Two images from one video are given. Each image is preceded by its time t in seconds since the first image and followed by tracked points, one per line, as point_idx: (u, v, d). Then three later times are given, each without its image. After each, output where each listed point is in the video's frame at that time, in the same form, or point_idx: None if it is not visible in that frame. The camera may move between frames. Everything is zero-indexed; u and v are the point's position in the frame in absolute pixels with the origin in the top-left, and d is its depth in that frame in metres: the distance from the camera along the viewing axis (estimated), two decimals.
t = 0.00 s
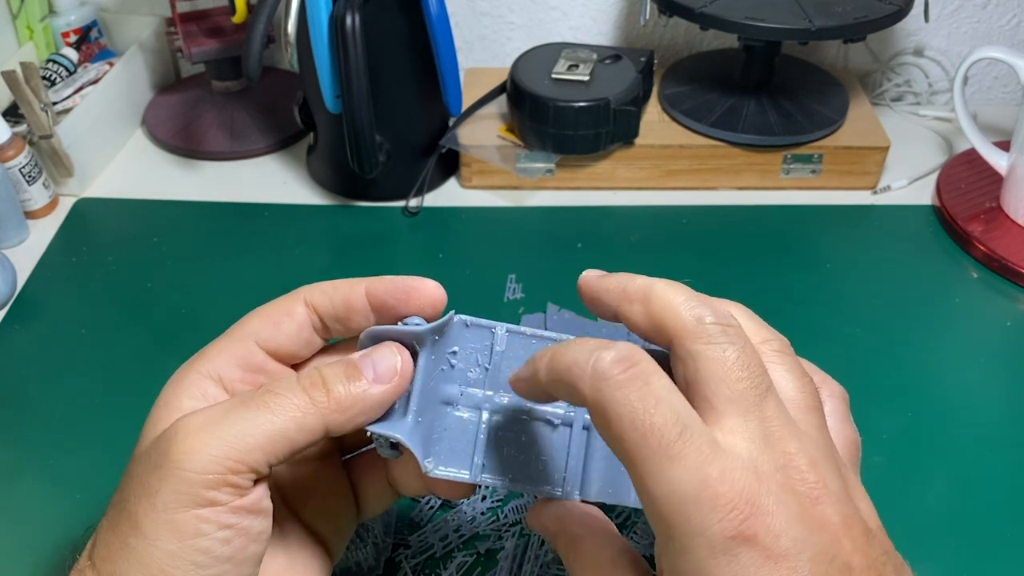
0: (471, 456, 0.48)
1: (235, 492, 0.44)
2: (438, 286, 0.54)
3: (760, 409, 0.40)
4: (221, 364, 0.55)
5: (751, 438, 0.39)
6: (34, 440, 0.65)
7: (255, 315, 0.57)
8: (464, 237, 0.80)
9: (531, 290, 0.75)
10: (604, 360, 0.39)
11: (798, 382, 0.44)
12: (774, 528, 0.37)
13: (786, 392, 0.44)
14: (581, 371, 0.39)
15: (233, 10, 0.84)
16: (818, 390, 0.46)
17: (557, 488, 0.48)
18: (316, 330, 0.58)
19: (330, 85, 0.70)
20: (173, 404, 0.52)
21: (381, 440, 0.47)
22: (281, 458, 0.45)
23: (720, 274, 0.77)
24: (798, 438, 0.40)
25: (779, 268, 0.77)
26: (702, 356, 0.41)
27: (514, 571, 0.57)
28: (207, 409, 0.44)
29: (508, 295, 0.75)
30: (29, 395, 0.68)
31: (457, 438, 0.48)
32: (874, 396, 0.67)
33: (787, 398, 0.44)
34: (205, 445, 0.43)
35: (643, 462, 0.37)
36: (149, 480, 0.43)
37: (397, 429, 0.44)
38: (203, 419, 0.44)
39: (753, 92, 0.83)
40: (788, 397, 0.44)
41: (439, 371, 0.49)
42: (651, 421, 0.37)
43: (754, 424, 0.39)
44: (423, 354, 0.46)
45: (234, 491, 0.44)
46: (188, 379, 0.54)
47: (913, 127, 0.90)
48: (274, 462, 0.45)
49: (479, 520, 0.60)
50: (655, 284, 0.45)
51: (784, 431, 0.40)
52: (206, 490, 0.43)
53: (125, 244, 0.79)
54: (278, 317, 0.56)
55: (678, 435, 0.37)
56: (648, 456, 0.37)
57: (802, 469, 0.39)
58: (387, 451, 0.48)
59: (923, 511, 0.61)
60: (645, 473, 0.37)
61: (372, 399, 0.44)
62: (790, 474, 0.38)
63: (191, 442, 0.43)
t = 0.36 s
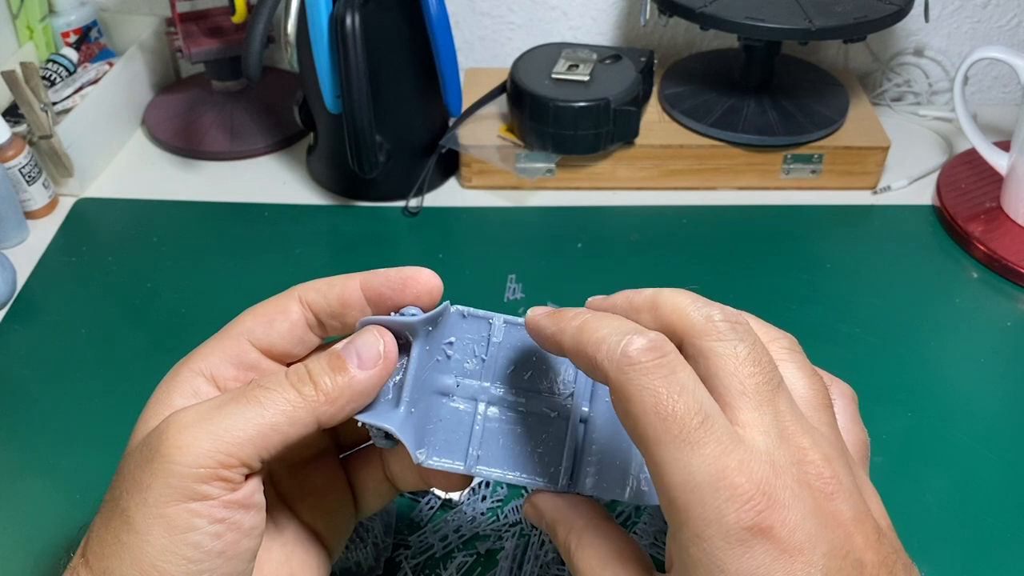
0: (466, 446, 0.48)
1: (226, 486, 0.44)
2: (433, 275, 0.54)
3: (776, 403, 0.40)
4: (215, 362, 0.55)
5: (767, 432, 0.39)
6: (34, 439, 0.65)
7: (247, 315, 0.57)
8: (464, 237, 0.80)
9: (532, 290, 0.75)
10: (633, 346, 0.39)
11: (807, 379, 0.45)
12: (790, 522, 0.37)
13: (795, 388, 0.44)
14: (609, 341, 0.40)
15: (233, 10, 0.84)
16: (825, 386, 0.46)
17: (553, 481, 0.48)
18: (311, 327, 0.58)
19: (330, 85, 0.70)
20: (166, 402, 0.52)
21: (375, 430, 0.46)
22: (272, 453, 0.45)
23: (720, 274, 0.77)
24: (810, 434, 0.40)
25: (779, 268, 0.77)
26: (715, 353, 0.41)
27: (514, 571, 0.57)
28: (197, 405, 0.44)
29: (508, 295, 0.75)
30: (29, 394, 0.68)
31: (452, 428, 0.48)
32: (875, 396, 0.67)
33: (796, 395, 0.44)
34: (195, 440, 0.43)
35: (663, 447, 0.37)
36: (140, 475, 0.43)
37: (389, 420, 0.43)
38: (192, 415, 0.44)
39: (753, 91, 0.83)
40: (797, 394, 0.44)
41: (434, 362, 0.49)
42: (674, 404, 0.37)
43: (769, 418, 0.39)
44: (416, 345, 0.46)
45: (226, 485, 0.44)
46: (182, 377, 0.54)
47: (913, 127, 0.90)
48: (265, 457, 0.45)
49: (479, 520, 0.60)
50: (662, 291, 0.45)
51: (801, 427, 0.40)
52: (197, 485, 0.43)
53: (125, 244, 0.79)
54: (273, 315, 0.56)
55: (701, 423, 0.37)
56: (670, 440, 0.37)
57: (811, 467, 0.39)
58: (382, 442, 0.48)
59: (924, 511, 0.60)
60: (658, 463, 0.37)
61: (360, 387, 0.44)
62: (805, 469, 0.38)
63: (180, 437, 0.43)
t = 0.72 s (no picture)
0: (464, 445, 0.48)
1: (224, 484, 0.44)
2: (429, 275, 0.55)
3: (769, 408, 0.40)
4: (214, 363, 0.55)
5: (756, 437, 0.39)
6: (34, 439, 0.65)
7: (245, 314, 0.57)
8: (464, 237, 0.80)
9: (532, 290, 0.75)
10: (597, 372, 0.39)
11: (806, 381, 0.45)
12: (785, 528, 0.36)
13: (794, 390, 0.44)
14: (572, 377, 0.39)
15: (233, 9, 0.84)
16: (824, 387, 0.46)
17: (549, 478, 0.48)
18: (308, 327, 0.58)
19: (330, 85, 0.70)
20: (163, 403, 0.52)
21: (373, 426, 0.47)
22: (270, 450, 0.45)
23: (720, 274, 0.77)
24: (806, 436, 0.40)
25: (779, 268, 0.77)
26: (712, 354, 0.41)
27: (514, 571, 0.57)
28: (193, 403, 0.44)
29: (508, 295, 0.75)
30: (30, 394, 0.68)
31: (449, 427, 0.48)
32: (874, 396, 0.67)
33: (795, 397, 0.44)
34: (192, 438, 0.43)
35: (643, 463, 0.37)
36: (138, 474, 0.43)
37: (384, 414, 0.44)
38: (190, 413, 0.44)
39: (753, 91, 0.83)
40: (796, 397, 0.44)
41: (431, 359, 0.49)
42: (648, 425, 0.37)
43: (761, 424, 0.39)
44: (413, 341, 0.46)
45: (223, 482, 0.44)
46: (181, 376, 0.54)
47: (912, 127, 0.90)
48: (263, 454, 0.45)
49: (479, 520, 0.60)
50: (662, 286, 0.45)
51: (793, 431, 0.40)
52: (194, 483, 0.43)
53: (125, 244, 0.79)
54: (270, 315, 0.57)
55: (677, 437, 0.37)
56: (648, 458, 0.36)
57: (804, 471, 0.38)
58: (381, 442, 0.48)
59: (924, 511, 0.60)
60: (643, 477, 0.37)
61: (358, 386, 0.44)
62: (799, 474, 0.38)
63: (178, 435, 0.43)
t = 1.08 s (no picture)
0: (457, 444, 0.47)
1: (219, 480, 0.44)
2: (427, 278, 0.55)
3: (750, 416, 0.40)
4: (213, 363, 0.54)
5: (739, 445, 0.39)
6: (35, 439, 0.65)
7: (243, 316, 0.57)
8: (463, 237, 0.80)
9: (531, 290, 0.75)
10: (564, 406, 0.39)
11: (790, 384, 0.45)
12: (770, 535, 0.36)
13: (778, 394, 0.44)
14: (542, 414, 0.40)
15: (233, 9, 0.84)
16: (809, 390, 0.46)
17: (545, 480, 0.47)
18: (307, 328, 0.58)
19: (330, 85, 0.70)
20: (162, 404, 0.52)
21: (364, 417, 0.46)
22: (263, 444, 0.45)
23: (720, 273, 0.77)
24: (790, 441, 0.40)
25: (778, 268, 0.77)
26: (690, 365, 0.41)
27: (514, 571, 0.57)
28: (185, 400, 0.44)
29: (508, 295, 0.75)
30: (30, 395, 0.68)
31: (443, 426, 0.48)
32: (874, 396, 0.67)
33: (778, 400, 0.44)
34: (184, 435, 0.43)
35: (623, 487, 0.37)
36: (131, 473, 0.43)
37: (379, 406, 0.43)
38: (182, 410, 0.44)
39: (753, 92, 0.83)
40: (780, 399, 0.44)
41: (426, 358, 0.49)
42: (622, 448, 0.37)
43: (743, 431, 0.39)
44: (408, 334, 0.46)
45: (218, 478, 0.44)
46: (179, 376, 0.54)
47: (912, 127, 0.90)
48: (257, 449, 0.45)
49: (479, 520, 0.60)
50: (638, 296, 0.45)
51: (776, 436, 0.39)
52: (188, 479, 0.43)
53: (125, 244, 0.79)
54: (268, 315, 0.57)
55: (652, 455, 0.37)
56: (628, 480, 0.36)
57: (788, 477, 0.38)
58: (370, 438, 0.48)
59: (923, 512, 0.60)
60: (624, 498, 0.37)
61: (350, 375, 0.44)
62: (782, 479, 0.38)
63: (170, 433, 0.43)
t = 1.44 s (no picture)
0: (448, 443, 0.47)
1: (213, 474, 0.44)
2: (422, 276, 0.55)
3: (752, 414, 0.40)
4: (205, 362, 0.54)
5: (743, 444, 0.39)
6: (35, 439, 0.65)
7: (239, 316, 0.57)
8: (464, 236, 0.80)
9: (531, 290, 0.75)
10: (581, 390, 0.40)
11: (786, 385, 0.45)
12: (773, 534, 0.36)
13: (775, 395, 0.44)
14: (556, 404, 0.41)
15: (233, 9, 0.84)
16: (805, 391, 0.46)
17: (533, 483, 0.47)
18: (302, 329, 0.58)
19: (330, 85, 0.71)
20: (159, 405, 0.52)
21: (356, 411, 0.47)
22: (258, 437, 0.46)
23: (720, 273, 0.77)
24: (791, 442, 0.39)
25: (778, 268, 0.77)
26: (691, 366, 0.41)
27: (514, 571, 0.57)
28: (178, 396, 0.44)
29: (508, 295, 0.75)
30: (30, 395, 0.68)
31: (434, 424, 0.48)
32: (875, 396, 0.67)
33: (776, 401, 0.44)
34: (177, 430, 0.43)
35: (632, 473, 0.37)
36: (125, 469, 0.42)
37: (372, 402, 0.44)
38: (174, 405, 0.44)
39: (753, 92, 0.83)
40: (777, 400, 0.44)
41: (420, 356, 0.49)
42: (635, 433, 0.38)
43: (745, 430, 0.39)
44: (402, 332, 0.47)
45: (213, 472, 0.44)
46: (174, 375, 0.53)
47: (912, 128, 0.90)
48: (251, 441, 0.45)
49: (479, 520, 0.60)
50: (636, 300, 0.45)
51: (779, 435, 0.39)
52: (182, 474, 0.43)
53: (125, 244, 0.79)
54: (264, 315, 0.56)
55: (662, 445, 0.37)
56: (637, 467, 0.37)
57: (791, 477, 0.38)
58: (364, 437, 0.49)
59: (924, 512, 0.60)
60: (631, 487, 0.37)
61: (341, 366, 0.44)
62: (786, 480, 0.38)
63: (162, 429, 0.43)
